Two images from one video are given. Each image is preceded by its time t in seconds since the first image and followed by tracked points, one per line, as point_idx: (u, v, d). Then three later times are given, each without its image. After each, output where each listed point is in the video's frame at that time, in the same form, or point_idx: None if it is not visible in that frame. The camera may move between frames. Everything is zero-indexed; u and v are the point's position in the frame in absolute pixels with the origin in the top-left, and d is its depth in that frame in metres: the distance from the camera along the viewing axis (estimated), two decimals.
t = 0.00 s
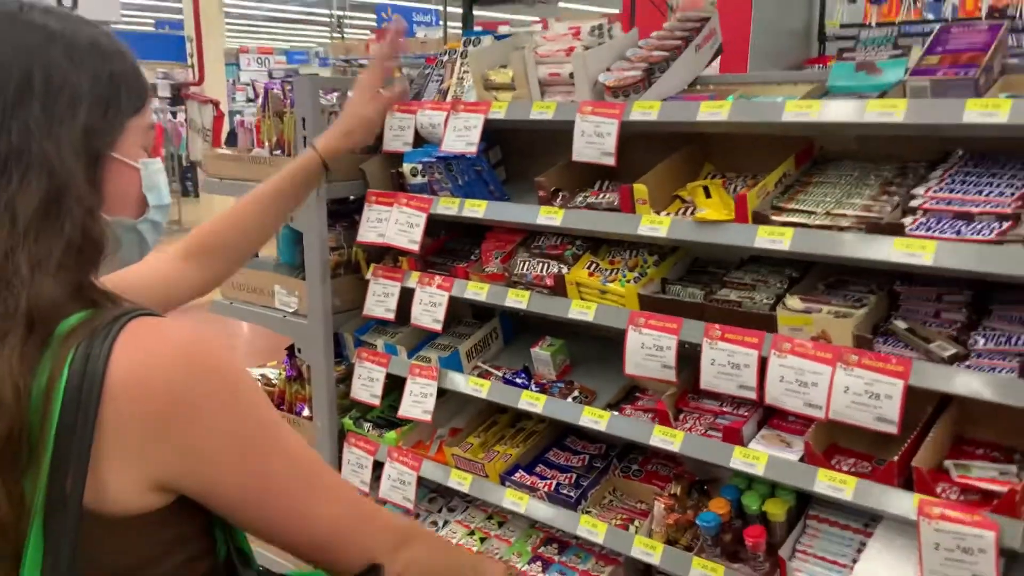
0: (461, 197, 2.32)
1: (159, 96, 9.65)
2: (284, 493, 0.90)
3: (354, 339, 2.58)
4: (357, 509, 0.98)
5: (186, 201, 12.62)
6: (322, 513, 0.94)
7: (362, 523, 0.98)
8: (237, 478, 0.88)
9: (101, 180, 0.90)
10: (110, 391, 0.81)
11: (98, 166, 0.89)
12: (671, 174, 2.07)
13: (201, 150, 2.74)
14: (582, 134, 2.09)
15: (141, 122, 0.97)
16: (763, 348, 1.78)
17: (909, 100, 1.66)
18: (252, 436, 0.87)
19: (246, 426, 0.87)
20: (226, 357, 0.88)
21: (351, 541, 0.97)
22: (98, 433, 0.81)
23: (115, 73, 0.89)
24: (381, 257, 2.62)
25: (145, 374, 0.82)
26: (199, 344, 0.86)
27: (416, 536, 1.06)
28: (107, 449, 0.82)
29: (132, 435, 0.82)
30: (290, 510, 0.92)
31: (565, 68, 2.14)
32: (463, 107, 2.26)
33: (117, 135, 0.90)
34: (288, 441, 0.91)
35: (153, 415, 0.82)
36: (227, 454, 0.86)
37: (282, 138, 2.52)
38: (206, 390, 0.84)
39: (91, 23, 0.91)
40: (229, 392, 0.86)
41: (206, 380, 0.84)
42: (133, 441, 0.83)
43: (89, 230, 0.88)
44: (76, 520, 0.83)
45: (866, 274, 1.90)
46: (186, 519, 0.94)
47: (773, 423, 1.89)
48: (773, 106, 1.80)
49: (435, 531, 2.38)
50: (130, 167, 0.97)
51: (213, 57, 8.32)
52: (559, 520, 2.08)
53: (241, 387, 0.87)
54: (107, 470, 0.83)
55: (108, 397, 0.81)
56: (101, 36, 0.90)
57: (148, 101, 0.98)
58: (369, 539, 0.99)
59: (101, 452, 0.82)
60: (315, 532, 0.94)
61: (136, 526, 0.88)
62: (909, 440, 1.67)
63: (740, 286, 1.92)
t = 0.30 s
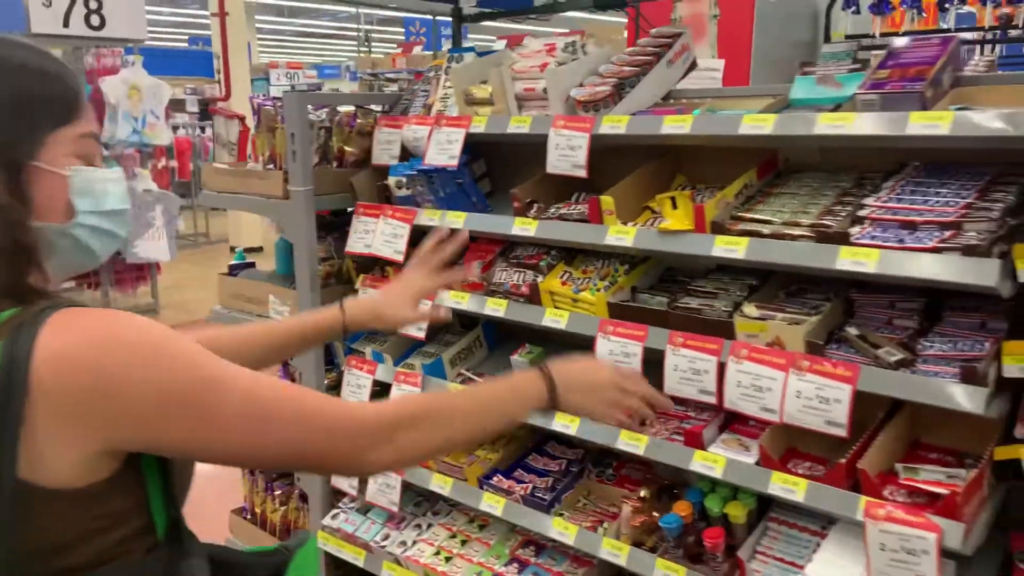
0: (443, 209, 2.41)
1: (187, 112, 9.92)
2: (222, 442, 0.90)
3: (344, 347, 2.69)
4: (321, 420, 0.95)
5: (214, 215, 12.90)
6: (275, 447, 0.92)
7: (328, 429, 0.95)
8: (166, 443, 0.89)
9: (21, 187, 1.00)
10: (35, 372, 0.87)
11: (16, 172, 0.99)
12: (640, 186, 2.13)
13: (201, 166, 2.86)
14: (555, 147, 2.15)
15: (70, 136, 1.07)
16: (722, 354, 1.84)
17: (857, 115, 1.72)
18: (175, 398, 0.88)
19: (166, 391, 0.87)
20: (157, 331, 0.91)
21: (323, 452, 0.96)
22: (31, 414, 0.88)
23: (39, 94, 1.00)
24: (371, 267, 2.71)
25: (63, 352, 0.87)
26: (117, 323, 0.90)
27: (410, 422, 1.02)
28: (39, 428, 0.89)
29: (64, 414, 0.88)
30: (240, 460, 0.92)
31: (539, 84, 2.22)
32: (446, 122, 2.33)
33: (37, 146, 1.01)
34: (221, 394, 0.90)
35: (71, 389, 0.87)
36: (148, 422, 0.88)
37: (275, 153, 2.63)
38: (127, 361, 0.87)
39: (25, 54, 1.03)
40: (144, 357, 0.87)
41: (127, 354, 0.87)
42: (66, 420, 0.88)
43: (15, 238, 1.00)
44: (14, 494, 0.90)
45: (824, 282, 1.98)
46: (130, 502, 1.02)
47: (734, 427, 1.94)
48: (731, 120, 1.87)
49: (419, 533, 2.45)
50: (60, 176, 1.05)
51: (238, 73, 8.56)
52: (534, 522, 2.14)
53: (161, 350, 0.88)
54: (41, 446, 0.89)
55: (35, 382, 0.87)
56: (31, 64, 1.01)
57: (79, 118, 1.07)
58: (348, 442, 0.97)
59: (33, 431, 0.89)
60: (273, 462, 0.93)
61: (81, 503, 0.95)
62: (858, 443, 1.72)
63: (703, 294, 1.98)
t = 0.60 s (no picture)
0: (448, 200, 2.45)
1: (234, 116, 10.20)
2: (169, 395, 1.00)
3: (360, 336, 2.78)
4: (267, 367, 1.06)
5: (263, 218, 13.21)
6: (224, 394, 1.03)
7: (275, 374, 1.07)
8: (112, 401, 0.99)
9: None
10: None
11: None
12: (636, 171, 2.13)
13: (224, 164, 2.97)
14: (553, 136, 2.14)
15: None
16: (713, 336, 1.83)
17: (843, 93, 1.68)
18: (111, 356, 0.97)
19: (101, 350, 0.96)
20: (92, 294, 0.99)
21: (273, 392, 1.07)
22: None
23: None
24: (385, 259, 2.80)
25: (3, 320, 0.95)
26: (51, 290, 0.98)
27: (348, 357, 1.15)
28: None
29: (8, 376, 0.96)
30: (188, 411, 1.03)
31: (538, 74, 2.25)
32: (451, 114, 2.37)
33: None
34: (158, 349, 0.99)
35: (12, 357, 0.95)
36: (90, 381, 0.97)
37: (289, 149, 2.75)
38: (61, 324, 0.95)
39: None
40: (77, 321, 0.95)
41: (63, 317, 0.95)
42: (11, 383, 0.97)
43: None
44: None
45: (818, 264, 1.98)
46: (98, 466, 1.10)
47: (728, 409, 1.96)
48: (720, 103, 1.84)
49: (430, 517, 2.51)
50: None
51: (281, 77, 8.76)
52: (536, 505, 2.17)
53: (93, 313, 0.96)
54: None
55: None
56: None
57: None
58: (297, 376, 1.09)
59: None
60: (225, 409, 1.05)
61: (38, 463, 1.03)
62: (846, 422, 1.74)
63: (695, 278, 2.01)
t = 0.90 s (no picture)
0: (485, 204, 2.50)
1: (280, 122, 10.41)
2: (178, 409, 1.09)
3: (399, 339, 2.83)
4: (272, 395, 1.14)
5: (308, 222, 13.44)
6: (232, 413, 1.11)
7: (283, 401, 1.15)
8: (132, 408, 1.08)
9: None
10: (23, 343, 1.05)
11: None
12: (670, 175, 2.15)
13: (268, 171, 3.06)
14: (588, 140, 2.17)
15: (27, 140, 1.17)
16: (747, 338, 1.83)
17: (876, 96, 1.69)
18: (134, 364, 1.06)
19: (125, 355, 1.05)
20: (127, 307, 1.08)
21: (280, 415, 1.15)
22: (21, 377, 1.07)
23: None
24: (424, 262, 2.85)
25: (47, 328, 1.05)
26: (91, 297, 1.08)
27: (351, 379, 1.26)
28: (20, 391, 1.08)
29: (46, 379, 1.06)
30: (200, 426, 1.11)
31: (573, 80, 2.28)
32: (488, 120, 2.41)
33: None
34: (182, 360, 1.09)
35: (44, 357, 1.05)
36: (112, 388, 1.07)
37: (332, 155, 2.82)
38: (98, 336, 1.05)
39: (7, 59, 1.15)
40: (107, 329, 1.05)
41: (100, 329, 1.05)
42: (49, 386, 1.07)
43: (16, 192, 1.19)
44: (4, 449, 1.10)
45: (854, 266, 1.98)
46: (131, 466, 1.20)
47: (763, 410, 1.97)
48: (753, 106, 1.85)
49: (469, 516, 2.56)
50: (10, 185, 1.19)
51: (325, 83, 8.93)
52: (573, 505, 2.20)
53: (120, 322, 1.06)
54: (21, 408, 1.08)
55: (24, 351, 1.05)
56: None
57: (34, 120, 1.15)
58: (308, 400, 1.17)
59: (16, 392, 1.08)
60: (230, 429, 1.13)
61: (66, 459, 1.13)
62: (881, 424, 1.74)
63: (730, 280, 2.02)
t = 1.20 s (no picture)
0: (511, 211, 2.52)
1: (307, 130, 10.53)
2: (208, 419, 1.11)
3: (426, 344, 2.88)
4: (304, 412, 1.16)
5: (334, 229, 13.56)
6: (262, 428, 1.14)
7: (310, 421, 1.17)
8: (164, 413, 1.11)
9: (31, 201, 1.24)
10: (66, 346, 1.10)
11: (28, 190, 1.23)
12: (695, 182, 2.16)
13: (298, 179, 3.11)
14: (613, 148, 2.18)
15: (77, 145, 1.22)
16: (773, 344, 1.83)
17: (902, 103, 1.68)
18: (171, 371, 1.09)
19: (164, 362, 1.09)
20: (168, 315, 1.12)
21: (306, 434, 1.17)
22: (63, 381, 1.11)
23: (40, 118, 1.18)
24: (450, 268, 2.88)
25: (88, 332, 1.09)
26: (136, 303, 1.12)
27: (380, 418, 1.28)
28: (65, 392, 1.12)
29: (86, 383, 1.10)
30: (230, 438, 1.13)
31: (598, 88, 2.30)
32: (514, 128, 2.43)
33: (38, 164, 1.21)
34: (213, 367, 1.11)
35: (87, 360, 1.09)
36: (146, 393, 1.10)
37: (360, 163, 2.86)
38: (133, 341, 1.08)
39: (58, 70, 1.21)
40: (146, 335, 1.08)
41: (136, 335, 1.08)
42: (86, 390, 1.11)
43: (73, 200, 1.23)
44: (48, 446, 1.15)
45: (880, 273, 1.98)
46: (171, 472, 1.23)
47: (789, 417, 1.97)
48: (780, 113, 1.85)
49: (495, 520, 2.58)
50: (61, 190, 1.23)
51: (353, 91, 9.03)
52: (598, 511, 2.21)
53: (162, 329, 1.09)
54: (66, 409, 1.13)
55: (66, 353, 1.10)
56: (43, 87, 1.19)
57: (84, 125, 1.21)
58: (330, 418, 1.19)
59: (63, 393, 1.13)
60: (256, 444, 1.15)
61: (105, 461, 1.16)
62: (908, 431, 1.74)
63: (756, 287, 2.03)
